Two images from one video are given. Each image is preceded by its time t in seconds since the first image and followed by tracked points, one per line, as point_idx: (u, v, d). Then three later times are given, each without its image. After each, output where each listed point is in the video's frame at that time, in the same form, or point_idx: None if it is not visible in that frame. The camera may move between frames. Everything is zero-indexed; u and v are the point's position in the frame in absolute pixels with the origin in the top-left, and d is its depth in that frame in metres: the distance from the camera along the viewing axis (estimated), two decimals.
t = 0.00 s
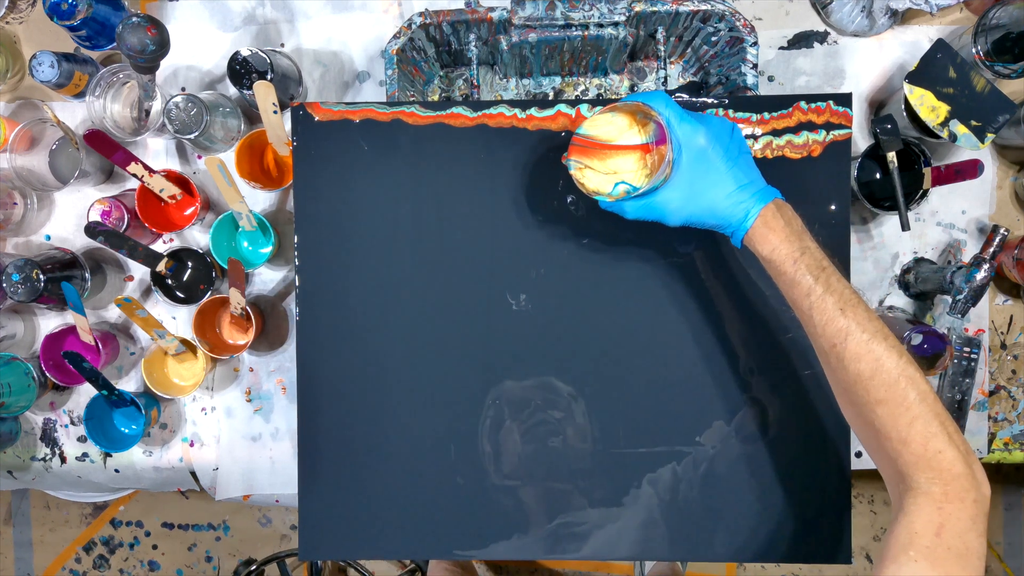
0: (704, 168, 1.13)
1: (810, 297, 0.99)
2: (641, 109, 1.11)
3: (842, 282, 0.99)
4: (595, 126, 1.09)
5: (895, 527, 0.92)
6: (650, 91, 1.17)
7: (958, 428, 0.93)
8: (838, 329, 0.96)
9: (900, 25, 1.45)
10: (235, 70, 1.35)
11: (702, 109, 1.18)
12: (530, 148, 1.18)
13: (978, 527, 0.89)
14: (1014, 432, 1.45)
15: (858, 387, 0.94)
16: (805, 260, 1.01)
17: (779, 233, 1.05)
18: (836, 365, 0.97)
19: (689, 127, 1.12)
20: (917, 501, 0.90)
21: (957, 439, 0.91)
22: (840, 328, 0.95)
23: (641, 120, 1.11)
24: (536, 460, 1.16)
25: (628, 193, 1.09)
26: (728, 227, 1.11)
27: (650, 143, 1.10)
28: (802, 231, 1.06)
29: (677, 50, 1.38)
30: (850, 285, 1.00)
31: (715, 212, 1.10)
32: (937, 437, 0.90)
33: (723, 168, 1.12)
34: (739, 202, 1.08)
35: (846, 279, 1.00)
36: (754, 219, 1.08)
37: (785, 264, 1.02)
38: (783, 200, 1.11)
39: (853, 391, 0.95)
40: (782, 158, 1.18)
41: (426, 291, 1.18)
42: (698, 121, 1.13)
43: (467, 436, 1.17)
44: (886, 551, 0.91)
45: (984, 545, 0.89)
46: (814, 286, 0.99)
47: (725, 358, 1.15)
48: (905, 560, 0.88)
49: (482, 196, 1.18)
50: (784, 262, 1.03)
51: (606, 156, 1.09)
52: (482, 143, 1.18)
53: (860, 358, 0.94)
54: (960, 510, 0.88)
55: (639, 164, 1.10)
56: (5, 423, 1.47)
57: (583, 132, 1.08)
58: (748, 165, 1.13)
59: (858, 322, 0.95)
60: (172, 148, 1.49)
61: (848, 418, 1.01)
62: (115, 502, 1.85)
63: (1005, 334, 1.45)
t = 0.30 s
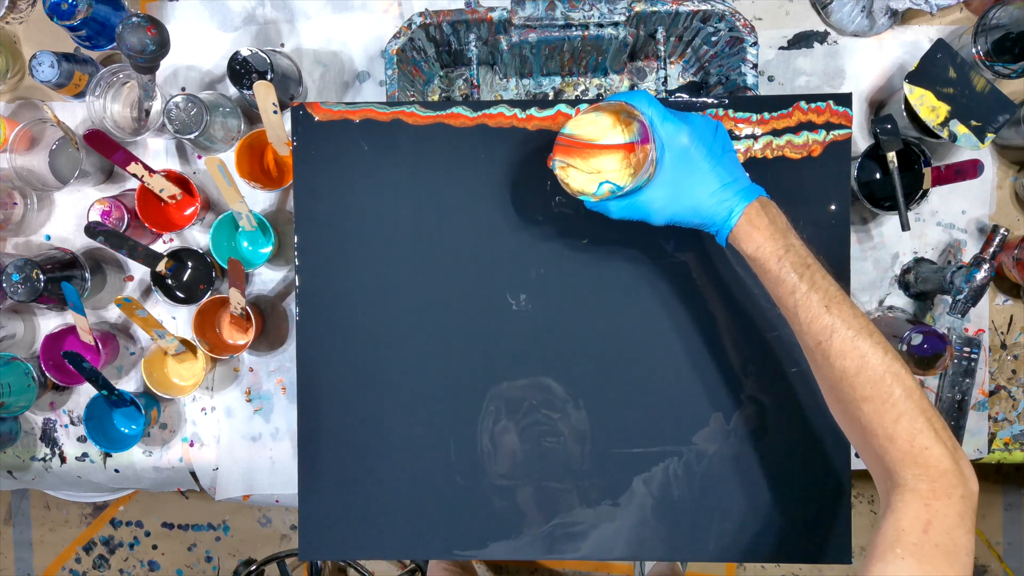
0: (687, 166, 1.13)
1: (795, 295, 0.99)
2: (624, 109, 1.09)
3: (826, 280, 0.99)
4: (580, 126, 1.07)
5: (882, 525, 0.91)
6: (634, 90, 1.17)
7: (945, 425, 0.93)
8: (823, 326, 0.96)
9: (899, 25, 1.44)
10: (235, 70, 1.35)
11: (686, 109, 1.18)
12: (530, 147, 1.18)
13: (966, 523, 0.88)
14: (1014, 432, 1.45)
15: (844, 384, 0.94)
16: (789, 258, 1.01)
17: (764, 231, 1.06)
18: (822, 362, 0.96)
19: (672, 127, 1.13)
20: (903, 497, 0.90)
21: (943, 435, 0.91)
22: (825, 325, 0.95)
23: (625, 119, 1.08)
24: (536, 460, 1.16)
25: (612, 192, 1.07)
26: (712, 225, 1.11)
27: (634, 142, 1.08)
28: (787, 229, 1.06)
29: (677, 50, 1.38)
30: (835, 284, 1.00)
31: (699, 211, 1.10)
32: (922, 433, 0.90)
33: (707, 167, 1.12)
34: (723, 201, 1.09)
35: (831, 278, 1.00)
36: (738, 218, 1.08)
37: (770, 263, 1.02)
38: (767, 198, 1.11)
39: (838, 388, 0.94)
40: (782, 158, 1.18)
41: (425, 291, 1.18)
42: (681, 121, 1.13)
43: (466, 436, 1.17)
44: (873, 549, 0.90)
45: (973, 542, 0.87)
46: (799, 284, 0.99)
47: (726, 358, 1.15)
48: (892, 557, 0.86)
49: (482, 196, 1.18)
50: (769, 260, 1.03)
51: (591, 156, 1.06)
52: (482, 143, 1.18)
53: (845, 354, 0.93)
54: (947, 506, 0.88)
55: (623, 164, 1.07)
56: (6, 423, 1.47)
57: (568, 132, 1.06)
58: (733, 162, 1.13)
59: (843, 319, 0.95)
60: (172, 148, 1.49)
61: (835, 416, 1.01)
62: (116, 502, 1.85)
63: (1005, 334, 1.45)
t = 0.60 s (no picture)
0: (672, 166, 1.13)
1: (780, 293, 0.99)
2: (610, 108, 1.06)
3: (812, 277, 0.99)
4: (565, 125, 1.05)
5: (870, 521, 0.91)
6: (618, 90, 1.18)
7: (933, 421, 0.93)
8: (808, 324, 0.96)
9: (899, 25, 1.44)
10: (235, 70, 1.35)
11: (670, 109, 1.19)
12: (531, 147, 1.18)
13: (952, 519, 0.88)
14: (1014, 432, 1.45)
15: (830, 382, 0.94)
16: (774, 256, 1.01)
17: (748, 229, 1.05)
18: (808, 360, 0.96)
19: (656, 126, 1.14)
20: (890, 495, 0.90)
21: (930, 431, 0.90)
22: (811, 323, 0.95)
23: (610, 118, 1.06)
24: (536, 460, 1.16)
25: (597, 193, 1.06)
26: (698, 224, 1.11)
27: (620, 142, 1.06)
28: (772, 226, 1.06)
29: (677, 50, 1.37)
30: (821, 280, 1.00)
31: (683, 209, 1.10)
32: (909, 430, 0.89)
33: (691, 166, 1.12)
34: (707, 199, 1.09)
35: (817, 274, 1.00)
36: (722, 216, 1.08)
37: (755, 261, 1.02)
38: (752, 195, 1.11)
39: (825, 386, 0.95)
40: (782, 158, 1.18)
41: (425, 292, 1.18)
42: (665, 120, 1.14)
43: (466, 436, 1.17)
44: (861, 545, 0.91)
45: (960, 538, 0.88)
46: (784, 282, 0.99)
47: (726, 358, 1.15)
48: (879, 554, 0.87)
49: (482, 196, 1.18)
50: (754, 258, 1.02)
51: (576, 156, 1.05)
52: (482, 143, 1.18)
53: (831, 352, 0.93)
54: (934, 502, 0.88)
55: (608, 164, 1.06)
56: (6, 423, 1.47)
57: (553, 131, 1.04)
58: (717, 161, 1.13)
59: (828, 316, 0.95)
60: (172, 148, 1.49)
61: (824, 413, 1.01)
62: (116, 502, 1.85)
63: (1005, 334, 1.45)
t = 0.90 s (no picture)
0: (651, 163, 1.13)
1: (761, 289, 0.98)
2: (590, 107, 1.09)
3: (792, 272, 0.99)
4: (544, 125, 1.08)
5: (854, 517, 0.91)
6: (596, 88, 1.18)
7: (916, 415, 0.92)
8: (790, 319, 0.95)
9: (899, 25, 1.44)
10: (235, 70, 1.35)
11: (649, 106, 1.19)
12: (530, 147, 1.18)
13: (937, 513, 0.87)
14: (1013, 432, 1.45)
15: (812, 377, 0.94)
16: (755, 252, 1.01)
17: (729, 226, 1.05)
18: (791, 355, 0.96)
19: (634, 124, 1.13)
20: (874, 489, 0.90)
21: (913, 426, 0.90)
22: (792, 319, 0.95)
23: (590, 118, 1.08)
24: (536, 460, 1.16)
25: (577, 191, 1.08)
26: (678, 221, 1.11)
27: (600, 140, 1.07)
28: (753, 222, 1.05)
29: (677, 50, 1.37)
30: (802, 275, 1.00)
31: (664, 207, 1.10)
32: (891, 424, 0.89)
33: (671, 162, 1.12)
34: (686, 196, 1.09)
35: (797, 270, 1.00)
36: (702, 213, 1.07)
37: (736, 257, 1.02)
38: (732, 191, 1.10)
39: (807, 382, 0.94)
40: (782, 158, 1.17)
41: (425, 292, 1.18)
42: (643, 117, 1.14)
43: (467, 436, 1.17)
44: (845, 541, 0.90)
45: (945, 533, 0.87)
46: (766, 277, 0.98)
47: (726, 358, 1.15)
48: (863, 550, 0.86)
49: (481, 196, 1.18)
50: (735, 254, 1.02)
51: (556, 155, 1.08)
52: (482, 143, 1.18)
53: (812, 347, 0.93)
54: (918, 497, 0.87)
55: (587, 162, 1.07)
56: (6, 423, 1.48)
57: (533, 132, 1.08)
58: (697, 158, 1.13)
59: (809, 311, 0.94)
60: (172, 148, 1.49)
61: (808, 410, 1.00)
62: (116, 502, 1.85)
63: (1005, 334, 1.45)
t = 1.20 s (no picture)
0: (633, 162, 1.14)
1: (745, 286, 0.98)
2: (572, 106, 1.08)
3: (775, 268, 0.99)
4: (527, 125, 1.06)
5: (840, 512, 0.91)
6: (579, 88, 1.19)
7: (900, 409, 0.93)
8: (774, 316, 0.95)
9: (899, 25, 1.45)
10: (236, 70, 1.35)
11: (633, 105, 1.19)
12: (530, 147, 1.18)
13: (922, 507, 0.88)
14: (1013, 432, 1.45)
15: (796, 373, 0.94)
16: (738, 249, 1.01)
17: (712, 223, 1.05)
18: (775, 351, 0.96)
19: (616, 122, 1.14)
20: (859, 484, 0.90)
21: (897, 420, 0.91)
22: (776, 315, 0.95)
23: (572, 117, 1.07)
24: (536, 460, 1.16)
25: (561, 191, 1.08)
26: (662, 219, 1.12)
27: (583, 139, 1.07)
28: (736, 219, 1.05)
29: (677, 50, 1.37)
30: (785, 271, 1.00)
31: (647, 205, 1.11)
32: (875, 419, 0.90)
33: (653, 160, 1.12)
34: (668, 193, 1.09)
35: (780, 266, 1.00)
36: (685, 211, 1.08)
37: (720, 254, 1.02)
38: (715, 188, 1.10)
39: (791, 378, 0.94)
40: (782, 158, 1.17)
41: (426, 292, 1.18)
42: (625, 115, 1.15)
43: (467, 435, 1.17)
44: (831, 536, 0.90)
45: (931, 526, 0.87)
46: (749, 274, 0.98)
47: (725, 358, 1.15)
48: (848, 545, 0.86)
49: (481, 196, 1.18)
50: (718, 252, 1.03)
51: (539, 155, 1.07)
52: (481, 143, 1.18)
53: (796, 343, 0.93)
54: (903, 491, 0.88)
55: (570, 162, 1.07)
56: (6, 423, 1.48)
57: (516, 131, 1.06)
58: (680, 156, 1.13)
59: (793, 307, 0.95)
60: (171, 148, 1.49)
61: (793, 405, 1.01)
62: (116, 502, 1.85)
63: (1005, 334, 1.45)
